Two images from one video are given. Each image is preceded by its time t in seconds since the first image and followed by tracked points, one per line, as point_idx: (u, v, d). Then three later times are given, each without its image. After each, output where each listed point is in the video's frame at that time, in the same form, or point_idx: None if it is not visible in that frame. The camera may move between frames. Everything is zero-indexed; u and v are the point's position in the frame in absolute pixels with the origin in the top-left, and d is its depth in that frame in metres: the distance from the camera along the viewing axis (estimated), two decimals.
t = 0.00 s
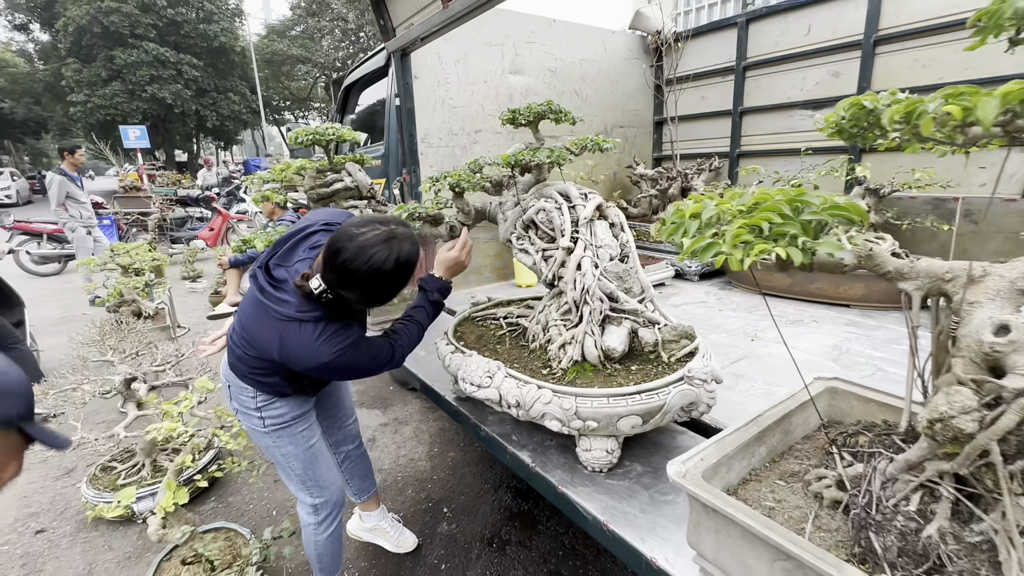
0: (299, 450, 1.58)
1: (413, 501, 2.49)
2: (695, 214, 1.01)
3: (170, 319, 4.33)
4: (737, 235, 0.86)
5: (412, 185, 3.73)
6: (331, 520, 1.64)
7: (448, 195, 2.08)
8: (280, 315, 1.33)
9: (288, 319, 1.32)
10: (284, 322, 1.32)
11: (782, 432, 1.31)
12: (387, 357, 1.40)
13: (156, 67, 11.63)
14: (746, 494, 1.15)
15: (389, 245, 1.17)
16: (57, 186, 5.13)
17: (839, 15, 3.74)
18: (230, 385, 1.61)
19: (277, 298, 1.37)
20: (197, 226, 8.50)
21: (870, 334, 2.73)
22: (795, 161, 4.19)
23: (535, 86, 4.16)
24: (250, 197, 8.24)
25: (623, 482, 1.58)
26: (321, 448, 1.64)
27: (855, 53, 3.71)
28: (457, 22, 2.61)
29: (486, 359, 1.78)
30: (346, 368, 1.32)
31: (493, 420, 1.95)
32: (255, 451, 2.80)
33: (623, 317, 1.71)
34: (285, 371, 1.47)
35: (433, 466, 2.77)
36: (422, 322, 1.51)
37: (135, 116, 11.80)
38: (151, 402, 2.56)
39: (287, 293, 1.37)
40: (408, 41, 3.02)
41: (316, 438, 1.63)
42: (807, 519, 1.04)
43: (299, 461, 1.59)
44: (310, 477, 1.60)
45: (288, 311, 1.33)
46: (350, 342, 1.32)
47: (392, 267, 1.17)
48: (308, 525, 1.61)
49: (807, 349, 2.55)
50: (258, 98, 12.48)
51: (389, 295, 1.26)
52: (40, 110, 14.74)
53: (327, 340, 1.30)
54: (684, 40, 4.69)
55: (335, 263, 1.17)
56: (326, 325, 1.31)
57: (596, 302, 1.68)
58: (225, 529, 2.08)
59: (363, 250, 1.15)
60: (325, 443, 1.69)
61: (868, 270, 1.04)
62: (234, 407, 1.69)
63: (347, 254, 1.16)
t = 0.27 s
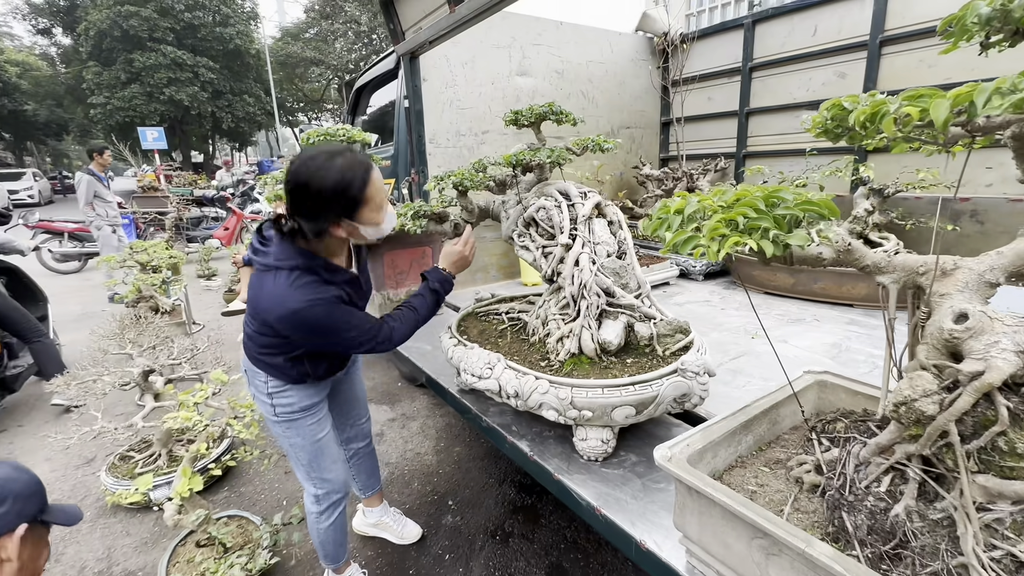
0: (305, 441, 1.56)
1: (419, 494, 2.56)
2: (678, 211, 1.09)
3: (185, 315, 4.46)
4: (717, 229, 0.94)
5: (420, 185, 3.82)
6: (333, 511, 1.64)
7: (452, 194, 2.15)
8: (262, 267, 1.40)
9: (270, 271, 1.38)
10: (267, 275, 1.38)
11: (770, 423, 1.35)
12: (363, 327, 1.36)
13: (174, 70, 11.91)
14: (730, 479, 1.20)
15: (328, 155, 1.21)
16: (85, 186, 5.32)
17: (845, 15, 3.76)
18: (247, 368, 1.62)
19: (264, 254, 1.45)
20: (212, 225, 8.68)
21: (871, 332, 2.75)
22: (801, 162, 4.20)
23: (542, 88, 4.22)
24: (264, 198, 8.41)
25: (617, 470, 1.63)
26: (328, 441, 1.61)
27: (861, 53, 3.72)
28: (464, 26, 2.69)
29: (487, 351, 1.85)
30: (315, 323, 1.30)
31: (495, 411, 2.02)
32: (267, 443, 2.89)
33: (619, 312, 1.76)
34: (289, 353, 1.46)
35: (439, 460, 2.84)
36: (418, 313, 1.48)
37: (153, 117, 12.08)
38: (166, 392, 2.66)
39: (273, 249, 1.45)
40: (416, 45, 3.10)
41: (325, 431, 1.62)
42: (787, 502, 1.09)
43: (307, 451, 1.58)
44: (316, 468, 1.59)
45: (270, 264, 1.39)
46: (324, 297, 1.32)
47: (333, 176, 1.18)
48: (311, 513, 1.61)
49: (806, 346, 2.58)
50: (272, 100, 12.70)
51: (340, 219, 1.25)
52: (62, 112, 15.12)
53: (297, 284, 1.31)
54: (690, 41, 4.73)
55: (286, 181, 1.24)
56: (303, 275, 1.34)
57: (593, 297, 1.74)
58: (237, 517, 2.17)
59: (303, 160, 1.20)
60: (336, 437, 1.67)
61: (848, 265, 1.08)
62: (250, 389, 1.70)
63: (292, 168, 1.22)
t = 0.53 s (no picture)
0: (318, 440, 1.57)
1: (424, 489, 2.59)
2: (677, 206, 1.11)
3: (197, 312, 4.53)
4: (713, 224, 0.96)
5: (427, 184, 3.85)
6: (340, 508, 1.64)
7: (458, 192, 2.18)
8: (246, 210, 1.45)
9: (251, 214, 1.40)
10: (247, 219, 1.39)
11: (770, 418, 1.36)
12: (321, 302, 1.27)
13: (187, 70, 12.09)
14: (729, 472, 1.21)
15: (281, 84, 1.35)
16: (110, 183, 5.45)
17: (854, 13, 3.74)
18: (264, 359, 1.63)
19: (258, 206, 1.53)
20: (223, 224, 8.80)
21: (877, 332, 2.73)
22: (809, 161, 4.17)
23: (549, 87, 4.24)
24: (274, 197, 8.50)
25: (619, 465, 1.65)
26: (340, 441, 1.61)
27: (870, 52, 3.69)
28: (471, 25, 2.72)
29: (491, 347, 1.87)
30: (273, 266, 1.24)
31: (498, 406, 2.04)
32: (275, 437, 2.93)
33: (622, 309, 1.77)
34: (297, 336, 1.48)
35: (445, 456, 2.87)
36: (386, 312, 1.36)
37: (166, 117, 12.25)
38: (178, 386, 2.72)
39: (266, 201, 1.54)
40: (424, 44, 3.13)
41: (339, 429, 1.62)
42: (784, 495, 1.10)
43: (319, 448, 1.58)
44: (328, 465, 1.59)
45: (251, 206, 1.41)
46: (290, 241, 1.27)
47: (269, 99, 1.31)
48: (319, 508, 1.63)
49: (811, 345, 2.57)
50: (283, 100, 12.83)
51: (284, 135, 1.33)
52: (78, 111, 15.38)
53: (274, 220, 1.29)
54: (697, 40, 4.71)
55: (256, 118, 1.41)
56: (286, 220, 1.32)
57: (596, 293, 1.76)
58: (247, 509, 2.21)
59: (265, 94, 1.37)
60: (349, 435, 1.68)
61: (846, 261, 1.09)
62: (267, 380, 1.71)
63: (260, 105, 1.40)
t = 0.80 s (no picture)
0: (330, 436, 1.58)
1: (429, 485, 2.60)
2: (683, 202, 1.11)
3: (205, 308, 4.57)
4: (718, 221, 0.96)
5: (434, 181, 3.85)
6: (346, 503, 1.65)
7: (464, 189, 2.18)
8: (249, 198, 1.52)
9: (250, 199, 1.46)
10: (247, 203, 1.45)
11: (775, 416, 1.36)
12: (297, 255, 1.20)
13: (196, 69, 12.19)
14: (733, 470, 1.21)
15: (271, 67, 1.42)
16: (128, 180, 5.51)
17: (865, 10, 3.70)
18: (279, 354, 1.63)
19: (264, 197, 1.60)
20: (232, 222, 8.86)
21: (885, 331, 2.71)
22: (818, 159, 4.14)
23: (556, 84, 4.23)
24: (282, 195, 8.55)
25: (623, 462, 1.65)
26: (350, 438, 1.62)
27: (880, 49, 3.65)
28: (478, 23, 2.72)
29: (496, 344, 1.88)
30: (252, 227, 1.25)
31: (503, 403, 2.04)
32: (282, 433, 2.96)
33: (627, 306, 1.77)
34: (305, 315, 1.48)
35: (450, 454, 2.88)
36: (370, 261, 1.16)
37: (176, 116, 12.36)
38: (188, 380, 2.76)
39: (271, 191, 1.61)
40: (431, 42, 3.13)
41: (350, 425, 1.62)
42: (789, 493, 1.10)
43: (331, 443, 1.58)
44: (338, 460, 1.60)
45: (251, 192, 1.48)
46: (271, 206, 1.29)
47: (255, 79, 1.37)
48: (326, 503, 1.63)
49: (819, 344, 2.55)
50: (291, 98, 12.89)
51: (267, 112, 1.39)
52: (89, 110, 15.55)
53: (256, 192, 1.32)
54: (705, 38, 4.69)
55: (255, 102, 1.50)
56: (271, 191, 1.35)
57: (601, 290, 1.76)
58: (254, 504, 2.23)
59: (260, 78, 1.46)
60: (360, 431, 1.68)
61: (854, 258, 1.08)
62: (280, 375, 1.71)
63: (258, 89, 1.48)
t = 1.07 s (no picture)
0: (343, 430, 1.57)
1: (435, 484, 2.59)
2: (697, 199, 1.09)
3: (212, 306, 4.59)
4: (734, 217, 0.94)
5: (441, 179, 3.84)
6: (351, 497, 1.64)
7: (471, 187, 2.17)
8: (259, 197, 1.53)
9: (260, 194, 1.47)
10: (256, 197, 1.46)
11: (788, 418, 1.33)
12: (303, 189, 1.18)
13: (205, 68, 12.27)
14: (746, 472, 1.19)
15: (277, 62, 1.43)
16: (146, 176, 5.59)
17: (878, 7, 3.64)
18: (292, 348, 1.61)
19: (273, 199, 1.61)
20: (239, 220, 8.89)
21: (899, 333, 2.66)
22: (830, 158, 4.08)
23: (564, 82, 4.21)
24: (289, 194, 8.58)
25: (632, 463, 1.63)
26: (362, 432, 1.62)
27: (894, 46, 3.60)
28: (486, 20, 2.70)
29: (503, 342, 1.86)
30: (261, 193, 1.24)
31: (510, 402, 2.03)
32: (288, 430, 2.96)
33: (636, 305, 1.75)
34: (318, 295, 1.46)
35: (456, 452, 2.87)
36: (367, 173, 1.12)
37: (185, 115, 12.44)
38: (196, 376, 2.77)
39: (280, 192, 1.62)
40: (439, 40, 3.12)
41: (361, 420, 1.61)
42: (803, 496, 1.08)
43: (343, 437, 1.57)
44: (349, 454, 1.58)
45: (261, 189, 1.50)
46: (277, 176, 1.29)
47: (260, 73, 1.39)
48: (331, 497, 1.63)
49: (831, 346, 2.52)
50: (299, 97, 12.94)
51: (271, 103, 1.39)
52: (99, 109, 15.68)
53: (264, 169, 1.33)
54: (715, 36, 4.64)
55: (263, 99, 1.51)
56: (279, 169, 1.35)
57: (610, 289, 1.74)
58: (259, 500, 2.22)
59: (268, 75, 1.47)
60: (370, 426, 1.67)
61: (872, 256, 1.06)
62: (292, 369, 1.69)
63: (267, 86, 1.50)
